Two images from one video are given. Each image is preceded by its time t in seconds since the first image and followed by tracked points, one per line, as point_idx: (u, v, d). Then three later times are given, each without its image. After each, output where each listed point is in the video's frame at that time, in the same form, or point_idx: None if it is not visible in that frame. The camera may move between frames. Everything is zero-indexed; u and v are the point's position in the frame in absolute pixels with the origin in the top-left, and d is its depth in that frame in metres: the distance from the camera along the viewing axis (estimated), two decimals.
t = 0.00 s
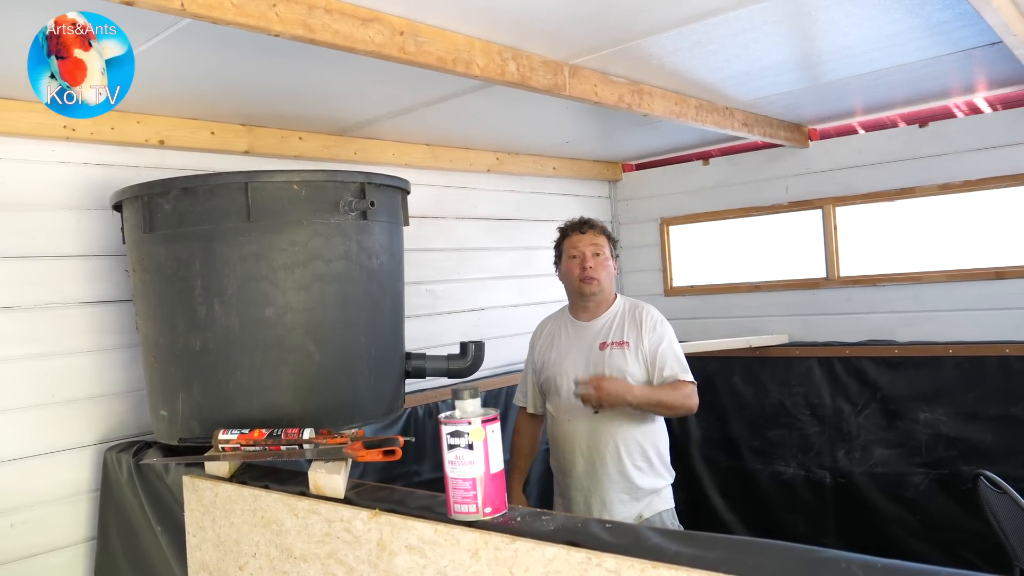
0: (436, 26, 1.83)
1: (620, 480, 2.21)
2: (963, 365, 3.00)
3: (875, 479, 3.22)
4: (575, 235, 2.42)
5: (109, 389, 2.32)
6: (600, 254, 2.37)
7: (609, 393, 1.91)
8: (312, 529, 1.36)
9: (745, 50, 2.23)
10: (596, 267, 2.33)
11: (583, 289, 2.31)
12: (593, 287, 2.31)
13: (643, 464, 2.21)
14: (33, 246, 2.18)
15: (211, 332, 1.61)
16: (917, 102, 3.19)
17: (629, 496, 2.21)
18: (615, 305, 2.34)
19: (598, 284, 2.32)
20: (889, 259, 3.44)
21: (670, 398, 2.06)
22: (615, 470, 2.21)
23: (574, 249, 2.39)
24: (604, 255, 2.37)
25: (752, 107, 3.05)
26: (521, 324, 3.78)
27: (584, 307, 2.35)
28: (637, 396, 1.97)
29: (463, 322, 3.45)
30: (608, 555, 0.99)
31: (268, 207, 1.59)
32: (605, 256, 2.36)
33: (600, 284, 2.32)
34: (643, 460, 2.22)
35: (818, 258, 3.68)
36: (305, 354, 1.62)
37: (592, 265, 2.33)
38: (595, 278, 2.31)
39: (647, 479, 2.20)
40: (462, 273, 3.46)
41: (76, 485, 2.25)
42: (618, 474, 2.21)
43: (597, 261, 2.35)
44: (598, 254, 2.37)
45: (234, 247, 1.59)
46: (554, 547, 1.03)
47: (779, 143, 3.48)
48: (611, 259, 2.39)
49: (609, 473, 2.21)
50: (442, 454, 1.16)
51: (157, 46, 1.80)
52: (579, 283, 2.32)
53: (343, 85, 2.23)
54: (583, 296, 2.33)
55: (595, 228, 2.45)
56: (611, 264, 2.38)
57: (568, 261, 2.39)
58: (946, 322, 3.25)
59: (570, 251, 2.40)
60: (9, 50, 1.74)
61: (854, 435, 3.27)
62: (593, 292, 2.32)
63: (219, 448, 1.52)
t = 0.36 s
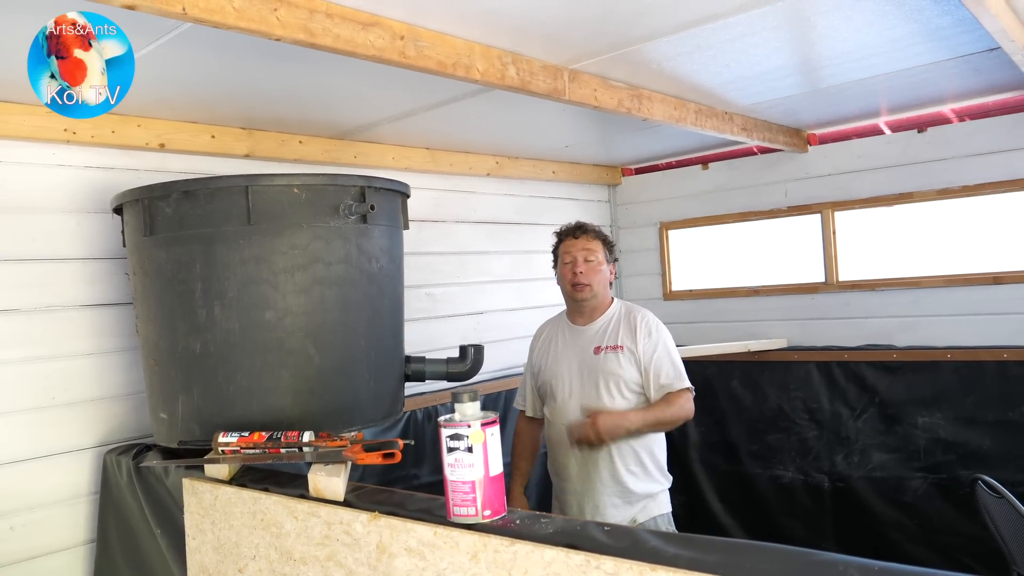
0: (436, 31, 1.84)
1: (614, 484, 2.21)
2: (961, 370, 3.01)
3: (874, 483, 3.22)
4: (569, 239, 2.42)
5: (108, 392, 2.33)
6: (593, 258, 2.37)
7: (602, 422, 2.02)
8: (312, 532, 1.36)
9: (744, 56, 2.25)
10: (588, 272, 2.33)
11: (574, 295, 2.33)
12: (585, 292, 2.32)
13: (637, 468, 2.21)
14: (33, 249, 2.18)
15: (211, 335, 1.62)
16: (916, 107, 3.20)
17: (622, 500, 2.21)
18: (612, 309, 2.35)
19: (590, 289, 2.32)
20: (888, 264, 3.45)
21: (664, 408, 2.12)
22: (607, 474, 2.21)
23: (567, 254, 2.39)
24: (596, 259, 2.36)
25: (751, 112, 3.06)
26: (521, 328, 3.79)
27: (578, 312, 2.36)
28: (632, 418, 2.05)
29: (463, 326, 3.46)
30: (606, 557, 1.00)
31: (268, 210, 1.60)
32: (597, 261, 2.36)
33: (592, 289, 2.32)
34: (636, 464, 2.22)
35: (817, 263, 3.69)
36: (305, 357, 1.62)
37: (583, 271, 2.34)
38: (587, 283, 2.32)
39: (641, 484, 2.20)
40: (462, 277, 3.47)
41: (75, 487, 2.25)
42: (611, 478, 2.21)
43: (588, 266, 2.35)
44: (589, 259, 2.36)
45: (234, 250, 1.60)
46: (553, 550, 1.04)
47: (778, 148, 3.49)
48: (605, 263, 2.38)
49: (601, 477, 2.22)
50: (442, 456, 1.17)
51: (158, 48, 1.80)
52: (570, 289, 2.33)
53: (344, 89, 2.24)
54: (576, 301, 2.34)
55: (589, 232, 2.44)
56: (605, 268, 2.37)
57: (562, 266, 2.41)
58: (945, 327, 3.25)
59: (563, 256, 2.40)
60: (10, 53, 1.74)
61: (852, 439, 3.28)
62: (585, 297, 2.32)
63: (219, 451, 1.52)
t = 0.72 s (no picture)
0: (436, 31, 1.84)
1: (610, 486, 2.22)
2: (959, 372, 3.02)
3: (872, 485, 3.23)
4: (557, 243, 2.43)
5: (107, 391, 2.33)
6: (578, 260, 2.35)
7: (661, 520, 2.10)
8: (310, 531, 1.36)
9: (744, 57, 2.25)
10: (572, 277, 2.33)
11: (563, 299, 2.35)
12: (572, 296, 2.33)
13: (633, 469, 2.23)
14: (32, 248, 2.18)
15: (211, 334, 1.62)
16: (915, 109, 3.21)
17: (618, 501, 2.22)
18: (610, 310, 2.34)
19: (577, 293, 2.33)
20: (887, 266, 3.46)
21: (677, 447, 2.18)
22: (603, 475, 2.22)
23: (554, 258, 2.40)
24: (581, 261, 2.34)
25: (751, 114, 3.06)
26: (520, 328, 3.79)
27: (573, 313, 2.38)
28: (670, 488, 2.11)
29: (462, 326, 3.46)
30: (605, 558, 1.00)
31: (268, 210, 1.60)
32: (581, 262, 2.34)
33: (579, 294, 2.33)
34: (633, 466, 2.24)
35: (816, 264, 3.69)
36: (304, 357, 1.62)
37: (567, 275, 2.34)
38: (572, 288, 2.32)
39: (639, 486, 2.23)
40: (461, 277, 3.47)
41: (73, 486, 2.25)
42: (607, 480, 2.22)
43: (573, 269, 2.34)
44: (574, 261, 2.35)
45: (233, 249, 1.60)
46: (551, 550, 1.04)
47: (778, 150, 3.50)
48: (592, 263, 2.36)
49: (598, 478, 2.22)
50: (441, 456, 1.17)
51: (159, 48, 1.80)
52: (559, 294, 2.36)
53: (343, 89, 2.24)
54: (567, 305, 2.36)
55: (575, 233, 2.42)
56: (592, 268, 2.35)
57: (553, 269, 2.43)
58: (943, 329, 3.26)
59: (552, 260, 2.41)
60: (10, 52, 1.74)
61: (850, 441, 3.28)
62: (574, 301, 2.34)
63: (218, 450, 1.52)
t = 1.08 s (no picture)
0: (436, 27, 1.84)
1: (608, 482, 2.22)
2: (958, 371, 3.02)
3: (870, 483, 3.23)
4: (558, 239, 2.44)
5: (105, 387, 2.32)
6: (577, 256, 2.35)
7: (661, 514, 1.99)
8: (308, 528, 1.36)
9: (744, 55, 2.25)
10: (570, 272, 2.33)
11: (560, 294, 2.35)
12: (569, 291, 2.33)
13: (630, 465, 2.23)
14: (30, 243, 2.18)
15: (209, 330, 1.61)
16: (916, 108, 3.20)
17: (616, 498, 2.22)
18: (608, 307, 2.34)
19: (574, 288, 2.32)
20: (886, 264, 3.46)
21: (682, 446, 2.17)
22: (601, 472, 2.22)
23: (554, 255, 2.41)
24: (580, 257, 2.34)
25: (751, 112, 3.06)
26: (519, 326, 3.79)
27: (571, 309, 2.37)
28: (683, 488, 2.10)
29: (461, 324, 3.45)
30: (603, 555, 1.00)
31: (266, 206, 1.60)
32: (581, 259, 2.34)
33: (576, 289, 2.32)
34: (630, 462, 2.23)
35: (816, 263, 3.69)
36: (302, 353, 1.62)
37: (565, 270, 2.34)
38: (569, 283, 2.32)
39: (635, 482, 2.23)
40: (460, 274, 3.47)
41: (71, 482, 2.25)
42: (605, 477, 2.22)
43: (572, 265, 2.34)
44: (573, 257, 2.35)
45: (231, 245, 1.59)
46: (549, 547, 1.04)
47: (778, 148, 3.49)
48: (591, 259, 2.35)
49: (595, 475, 2.22)
50: (438, 453, 1.16)
51: (158, 43, 1.80)
52: (557, 289, 2.36)
53: (343, 85, 2.24)
54: (565, 300, 2.36)
55: (576, 230, 2.43)
56: (591, 265, 2.34)
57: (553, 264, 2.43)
58: (942, 328, 3.26)
59: (553, 256, 2.42)
60: (10, 48, 1.74)
61: (848, 439, 3.28)
62: (571, 296, 2.33)
63: (216, 446, 1.52)
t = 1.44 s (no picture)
0: (435, 21, 1.83)
1: (607, 478, 2.21)
2: (959, 367, 3.01)
3: (870, 479, 3.23)
4: (566, 230, 2.43)
5: (104, 382, 2.32)
6: (584, 249, 2.35)
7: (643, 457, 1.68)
8: (307, 523, 1.36)
9: (745, 49, 2.23)
10: (576, 264, 2.32)
11: (563, 285, 2.34)
12: (572, 283, 2.32)
13: (631, 461, 2.21)
14: (27, 238, 2.17)
15: (207, 325, 1.61)
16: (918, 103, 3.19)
17: (615, 494, 2.21)
18: (609, 302, 2.33)
19: (577, 280, 2.31)
20: (887, 260, 3.45)
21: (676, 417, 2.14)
22: (601, 467, 2.21)
23: (560, 245, 2.40)
24: (588, 250, 2.34)
25: (751, 107, 3.05)
26: (519, 321, 3.78)
27: (572, 302, 2.36)
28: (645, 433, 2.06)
29: (460, 319, 3.45)
30: (602, 551, 0.99)
31: (265, 201, 1.59)
32: (589, 252, 2.34)
33: (579, 282, 2.31)
34: (631, 457, 2.22)
35: (816, 258, 3.69)
36: (301, 348, 1.62)
37: (572, 261, 2.33)
38: (573, 275, 2.31)
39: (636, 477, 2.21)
40: (460, 269, 3.46)
41: (70, 477, 2.24)
42: (605, 472, 2.21)
43: (579, 257, 2.34)
44: (580, 250, 2.35)
45: (230, 240, 1.59)
46: (548, 543, 1.03)
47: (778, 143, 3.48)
48: (597, 254, 2.35)
49: (595, 470, 2.22)
50: (437, 448, 1.16)
51: (155, 37, 1.79)
52: (559, 279, 2.34)
53: (342, 79, 2.23)
54: (565, 292, 2.35)
55: (586, 223, 2.43)
56: (598, 259, 2.34)
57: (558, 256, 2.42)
58: (943, 324, 3.25)
59: (559, 248, 2.41)
60: (9, 44, 1.74)
61: (849, 435, 3.28)
62: (573, 288, 2.32)
63: (214, 442, 1.51)
